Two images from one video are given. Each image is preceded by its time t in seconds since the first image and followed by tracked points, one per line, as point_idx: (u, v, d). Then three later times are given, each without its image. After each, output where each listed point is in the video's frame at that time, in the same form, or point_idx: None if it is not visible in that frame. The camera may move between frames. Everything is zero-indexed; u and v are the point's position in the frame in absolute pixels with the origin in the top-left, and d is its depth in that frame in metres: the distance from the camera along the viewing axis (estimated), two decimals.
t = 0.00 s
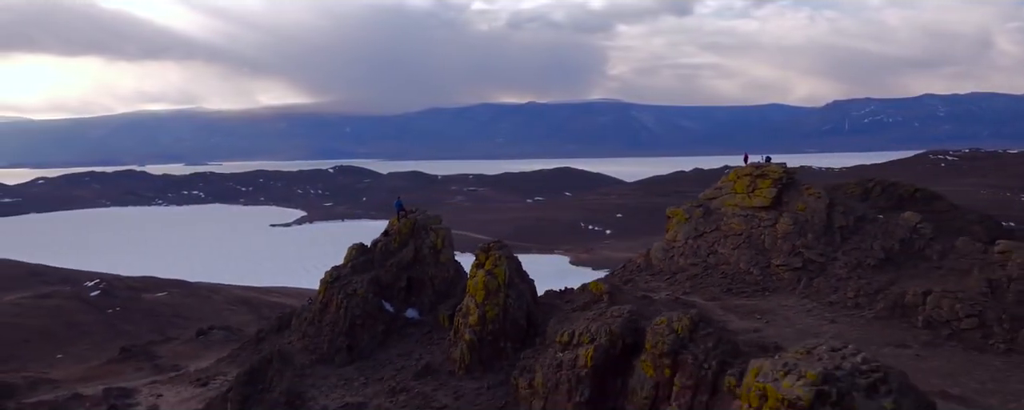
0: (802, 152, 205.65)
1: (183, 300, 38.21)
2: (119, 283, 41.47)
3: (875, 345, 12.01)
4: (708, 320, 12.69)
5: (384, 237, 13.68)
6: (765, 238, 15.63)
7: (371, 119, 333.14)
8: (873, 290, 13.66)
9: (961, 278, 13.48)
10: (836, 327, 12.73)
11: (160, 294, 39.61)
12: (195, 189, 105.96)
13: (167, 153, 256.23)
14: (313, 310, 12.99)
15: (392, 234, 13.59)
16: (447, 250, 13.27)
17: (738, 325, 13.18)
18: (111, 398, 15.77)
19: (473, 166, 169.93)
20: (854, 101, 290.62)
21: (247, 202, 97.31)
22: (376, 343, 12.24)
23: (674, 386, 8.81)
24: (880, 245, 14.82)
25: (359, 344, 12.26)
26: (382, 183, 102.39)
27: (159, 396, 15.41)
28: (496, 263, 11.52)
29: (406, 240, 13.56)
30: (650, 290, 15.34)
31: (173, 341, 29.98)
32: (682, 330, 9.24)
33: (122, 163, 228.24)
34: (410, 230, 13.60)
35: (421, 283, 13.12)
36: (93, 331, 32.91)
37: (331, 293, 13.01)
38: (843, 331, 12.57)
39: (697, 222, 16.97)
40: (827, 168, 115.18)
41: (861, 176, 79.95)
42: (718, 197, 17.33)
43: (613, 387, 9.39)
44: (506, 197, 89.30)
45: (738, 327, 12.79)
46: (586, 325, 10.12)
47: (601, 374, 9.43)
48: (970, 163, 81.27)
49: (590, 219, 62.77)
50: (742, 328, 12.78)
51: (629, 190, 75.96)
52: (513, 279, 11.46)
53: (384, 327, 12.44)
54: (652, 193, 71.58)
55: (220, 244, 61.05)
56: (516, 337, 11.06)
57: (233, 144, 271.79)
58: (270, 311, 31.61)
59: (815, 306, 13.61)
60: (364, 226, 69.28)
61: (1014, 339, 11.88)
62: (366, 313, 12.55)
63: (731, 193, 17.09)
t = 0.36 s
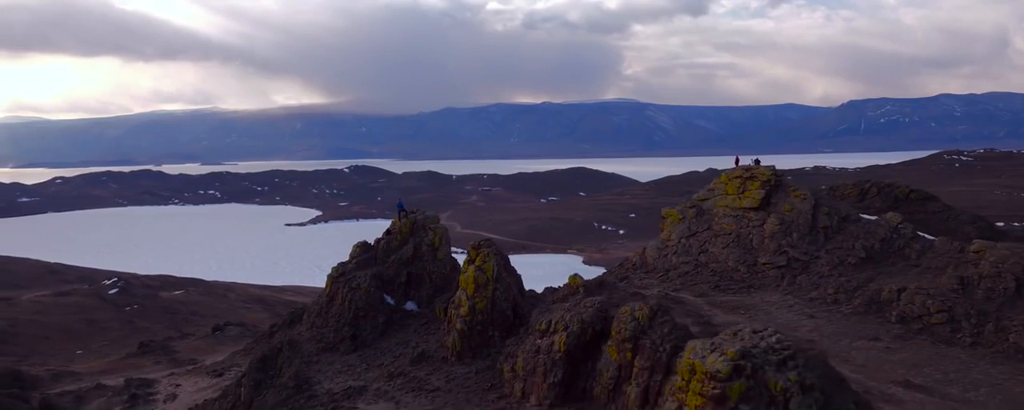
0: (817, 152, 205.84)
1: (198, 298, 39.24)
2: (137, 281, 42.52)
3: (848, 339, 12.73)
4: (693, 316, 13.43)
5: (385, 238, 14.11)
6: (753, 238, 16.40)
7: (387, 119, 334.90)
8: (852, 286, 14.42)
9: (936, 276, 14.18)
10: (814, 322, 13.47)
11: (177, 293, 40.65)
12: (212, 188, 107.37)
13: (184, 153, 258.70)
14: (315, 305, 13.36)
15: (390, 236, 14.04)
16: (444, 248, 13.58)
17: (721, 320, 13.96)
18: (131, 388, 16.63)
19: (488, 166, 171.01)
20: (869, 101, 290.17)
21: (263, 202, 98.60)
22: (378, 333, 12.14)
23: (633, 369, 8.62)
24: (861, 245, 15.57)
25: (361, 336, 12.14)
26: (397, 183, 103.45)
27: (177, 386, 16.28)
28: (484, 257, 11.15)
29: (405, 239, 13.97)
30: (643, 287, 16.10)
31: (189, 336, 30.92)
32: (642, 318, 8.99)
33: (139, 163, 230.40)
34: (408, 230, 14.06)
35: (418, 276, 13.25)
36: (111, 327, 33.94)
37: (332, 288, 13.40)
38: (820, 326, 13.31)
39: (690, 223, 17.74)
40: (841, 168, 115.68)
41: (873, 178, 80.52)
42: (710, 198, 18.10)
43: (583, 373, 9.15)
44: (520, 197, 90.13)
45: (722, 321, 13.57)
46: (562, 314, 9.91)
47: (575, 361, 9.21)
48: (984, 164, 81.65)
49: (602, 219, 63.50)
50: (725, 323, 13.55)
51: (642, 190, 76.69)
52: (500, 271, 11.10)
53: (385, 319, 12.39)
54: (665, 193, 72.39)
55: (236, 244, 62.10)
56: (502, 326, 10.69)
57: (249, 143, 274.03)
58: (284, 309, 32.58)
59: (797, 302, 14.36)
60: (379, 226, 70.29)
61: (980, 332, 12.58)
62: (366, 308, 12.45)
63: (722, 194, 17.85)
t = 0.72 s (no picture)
0: (831, 153, 206.18)
1: (213, 296, 40.21)
2: (152, 280, 43.55)
3: (824, 332, 13.47)
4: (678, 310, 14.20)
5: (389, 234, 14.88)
6: (741, 236, 17.19)
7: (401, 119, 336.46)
8: (832, 283, 15.18)
9: (911, 274, 14.89)
10: (795, 317, 14.21)
11: (192, 291, 41.63)
12: (226, 188, 108.65)
13: (199, 152, 260.85)
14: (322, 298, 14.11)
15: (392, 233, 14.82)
16: (444, 244, 14.29)
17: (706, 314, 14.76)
18: (151, 377, 17.59)
19: (502, 166, 172.04)
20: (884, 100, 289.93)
21: (277, 201, 99.77)
22: (380, 323, 12.77)
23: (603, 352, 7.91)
24: (842, 243, 16.33)
25: (364, 326, 12.78)
26: (410, 183, 104.50)
27: (193, 376, 17.22)
28: (476, 253, 10.69)
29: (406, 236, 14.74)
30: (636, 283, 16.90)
31: (204, 332, 31.86)
32: (614, 305, 8.27)
33: (155, 162, 232.19)
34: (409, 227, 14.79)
35: (418, 270, 13.95)
36: (128, 324, 34.92)
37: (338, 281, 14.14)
38: (800, 320, 14.06)
39: (683, 222, 18.56)
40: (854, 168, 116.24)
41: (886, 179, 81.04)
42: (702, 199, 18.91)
43: (559, 359, 8.43)
44: (532, 197, 90.99)
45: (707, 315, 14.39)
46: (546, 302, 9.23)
47: (553, 346, 8.51)
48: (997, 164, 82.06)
49: (614, 219, 64.28)
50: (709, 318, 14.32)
51: (653, 190, 77.46)
52: (492, 265, 10.64)
53: (386, 310, 13.02)
54: (677, 193, 73.17)
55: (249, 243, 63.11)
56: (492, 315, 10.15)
57: (263, 143, 276.00)
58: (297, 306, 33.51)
59: (780, 298, 15.13)
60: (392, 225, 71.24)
61: (948, 326, 13.31)
62: (368, 300, 13.10)
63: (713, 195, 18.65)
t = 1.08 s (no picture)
0: (843, 153, 206.40)
1: (225, 294, 41.22)
2: (165, 278, 44.51)
3: (801, 325, 14.25)
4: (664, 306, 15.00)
5: (390, 231, 15.72)
6: (729, 234, 17.98)
7: (411, 119, 337.52)
8: (812, 278, 15.97)
9: (887, 271, 15.63)
10: (774, 311, 14.99)
11: (205, 289, 42.65)
12: (237, 187, 109.73)
13: (211, 152, 262.35)
14: (328, 292, 14.95)
15: (393, 231, 15.68)
16: (443, 240, 15.12)
17: (693, 308, 15.59)
18: (167, 368, 18.57)
19: (512, 166, 172.93)
20: (895, 100, 289.67)
21: (288, 201, 100.81)
22: (381, 314, 13.64)
23: (577, 338, 8.65)
24: (824, 241, 17.07)
25: (366, 316, 13.64)
26: (420, 183, 105.46)
27: (207, 366, 18.20)
28: (469, 249, 11.61)
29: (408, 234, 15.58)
30: (628, 279, 17.72)
31: (217, 328, 32.78)
32: (588, 295, 9.00)
33: (167, 162, 233.47)
34: (409, 226, 15.61)
35: (418, 264, 14.80)
36: (143, 321, 35.93)
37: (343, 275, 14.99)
38: (778, 313, 14.86)
39: (675, 221, 19.35)
40: (864, 169, 116.79)
41: (895, 180, 81.72)
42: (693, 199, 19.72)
43: (541, 344, 9.23)
44: (542, 197, 91.83)
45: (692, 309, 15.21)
46: (530, 293, 10.01)
47: (535, 332, 9.33)
48: (1005, 164, 82.66)
49: (623, 219, 65.14)
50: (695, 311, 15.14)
51: (662, 190, 78.28)
52: (483, 259, 11.51)
53: (386, 302, 13.88)
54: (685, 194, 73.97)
55: (261, 242, 64.09)
56: (482, 305, 11.02)
57: (275, 144, 277.24)
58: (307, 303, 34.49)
59: (762, 293, 15.91)
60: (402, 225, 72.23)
61: (919, 319, 14.07)
62: (370, 293, 13.96)
63: (705, 196, 19.46)
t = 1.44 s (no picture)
0: (852, 152, 206.53)
1: (235, 292, 42.14)
2: (176, 276, 45.47)
3: (780, 318, 15.06)
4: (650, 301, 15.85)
5: (391, 227, 16.59)
6: (716, 232, 18.82)
7: (421, 119, 338.70)
8: (793, 274, 16.79)
9: (864, 267, 16.41)
10: (756, 305, 15.82)
11: (214, 287, 43.58)
12: (247, 187, 110.81)
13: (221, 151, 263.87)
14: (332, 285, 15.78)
15: (394, 228, 16.54)
16: (440, 237, 15.94)
17: (679, 303, 16.43)
18: (180, 360, 19.54)
19: (521, 165, 173.75)
20: (905, 99, 289.67)
21: (298, 200, 101.83)
22: (382, 305, 14.51)
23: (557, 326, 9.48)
24: (807, 238, 17.88)
25: (368, 308, 14.51)
26: (429, 183, 106.41)
27: (218, 358, 19.13)
28: (462, 245, 12.44)
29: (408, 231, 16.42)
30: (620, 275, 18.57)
31: (227, 324, 33.68)
32: (566, 286, 9.80)
33: (177, 162, 234.90)
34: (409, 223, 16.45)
35: (417, 259, 15.64)
36: (154, 318, 36.85)
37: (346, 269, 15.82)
38: (758, 307, 15.69)
39: (666, 220, 20.20)
40: (873, 169, 117.26)
41: (903, 180, 82.25)
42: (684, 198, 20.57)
43: (525, 331, 10.08)
44: (551, 196, 92.66)
45: (678, 303, 16.06)
46: (515, 285, 10.83)
47: (520, 319, 10.19)
48: (1013, 165, 83.11)
49: (630, 219, 65.92)
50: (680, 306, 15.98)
51: (670, 190, 79.01)
52: (474, 255, 12.39)
53: (386, 295, 14.75)
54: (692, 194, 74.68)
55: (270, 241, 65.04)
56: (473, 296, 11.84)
57: (285, 144, 278.53)
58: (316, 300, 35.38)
59: (745, 288, 16.74)
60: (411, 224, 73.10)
61: (891, 313, 14.89)
62: (372, 285, 14.82)
63: (695, 196, 20.29)
